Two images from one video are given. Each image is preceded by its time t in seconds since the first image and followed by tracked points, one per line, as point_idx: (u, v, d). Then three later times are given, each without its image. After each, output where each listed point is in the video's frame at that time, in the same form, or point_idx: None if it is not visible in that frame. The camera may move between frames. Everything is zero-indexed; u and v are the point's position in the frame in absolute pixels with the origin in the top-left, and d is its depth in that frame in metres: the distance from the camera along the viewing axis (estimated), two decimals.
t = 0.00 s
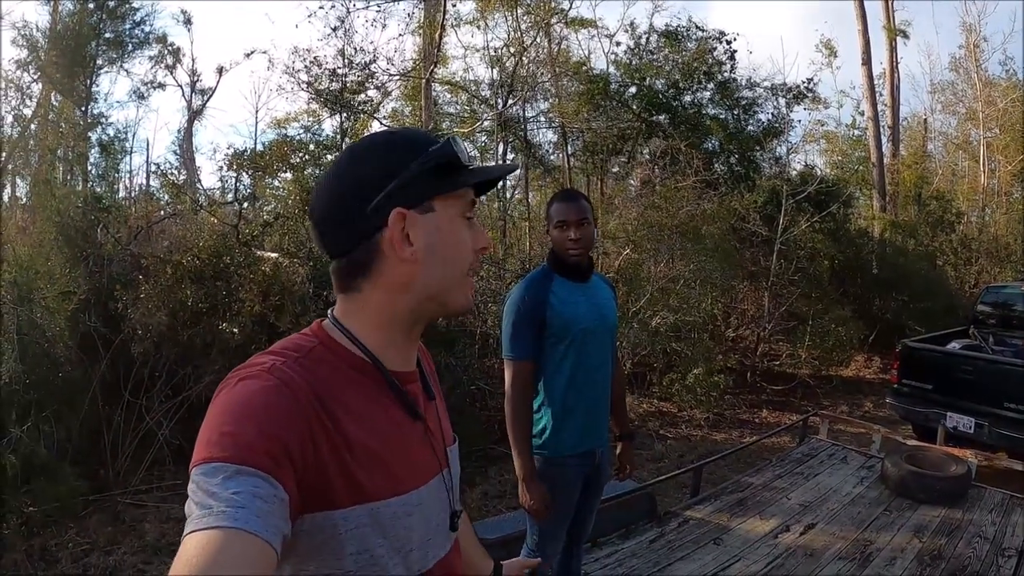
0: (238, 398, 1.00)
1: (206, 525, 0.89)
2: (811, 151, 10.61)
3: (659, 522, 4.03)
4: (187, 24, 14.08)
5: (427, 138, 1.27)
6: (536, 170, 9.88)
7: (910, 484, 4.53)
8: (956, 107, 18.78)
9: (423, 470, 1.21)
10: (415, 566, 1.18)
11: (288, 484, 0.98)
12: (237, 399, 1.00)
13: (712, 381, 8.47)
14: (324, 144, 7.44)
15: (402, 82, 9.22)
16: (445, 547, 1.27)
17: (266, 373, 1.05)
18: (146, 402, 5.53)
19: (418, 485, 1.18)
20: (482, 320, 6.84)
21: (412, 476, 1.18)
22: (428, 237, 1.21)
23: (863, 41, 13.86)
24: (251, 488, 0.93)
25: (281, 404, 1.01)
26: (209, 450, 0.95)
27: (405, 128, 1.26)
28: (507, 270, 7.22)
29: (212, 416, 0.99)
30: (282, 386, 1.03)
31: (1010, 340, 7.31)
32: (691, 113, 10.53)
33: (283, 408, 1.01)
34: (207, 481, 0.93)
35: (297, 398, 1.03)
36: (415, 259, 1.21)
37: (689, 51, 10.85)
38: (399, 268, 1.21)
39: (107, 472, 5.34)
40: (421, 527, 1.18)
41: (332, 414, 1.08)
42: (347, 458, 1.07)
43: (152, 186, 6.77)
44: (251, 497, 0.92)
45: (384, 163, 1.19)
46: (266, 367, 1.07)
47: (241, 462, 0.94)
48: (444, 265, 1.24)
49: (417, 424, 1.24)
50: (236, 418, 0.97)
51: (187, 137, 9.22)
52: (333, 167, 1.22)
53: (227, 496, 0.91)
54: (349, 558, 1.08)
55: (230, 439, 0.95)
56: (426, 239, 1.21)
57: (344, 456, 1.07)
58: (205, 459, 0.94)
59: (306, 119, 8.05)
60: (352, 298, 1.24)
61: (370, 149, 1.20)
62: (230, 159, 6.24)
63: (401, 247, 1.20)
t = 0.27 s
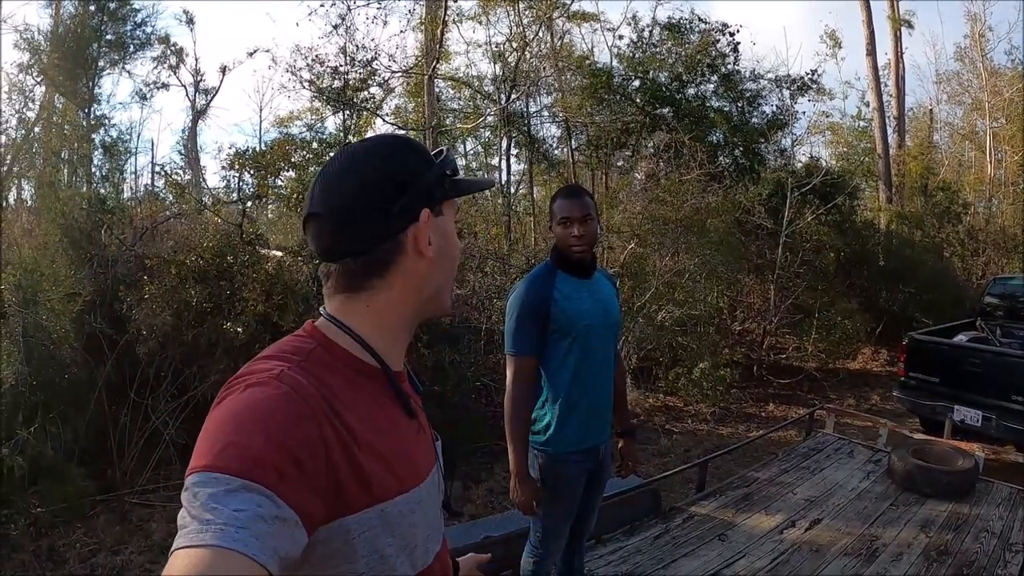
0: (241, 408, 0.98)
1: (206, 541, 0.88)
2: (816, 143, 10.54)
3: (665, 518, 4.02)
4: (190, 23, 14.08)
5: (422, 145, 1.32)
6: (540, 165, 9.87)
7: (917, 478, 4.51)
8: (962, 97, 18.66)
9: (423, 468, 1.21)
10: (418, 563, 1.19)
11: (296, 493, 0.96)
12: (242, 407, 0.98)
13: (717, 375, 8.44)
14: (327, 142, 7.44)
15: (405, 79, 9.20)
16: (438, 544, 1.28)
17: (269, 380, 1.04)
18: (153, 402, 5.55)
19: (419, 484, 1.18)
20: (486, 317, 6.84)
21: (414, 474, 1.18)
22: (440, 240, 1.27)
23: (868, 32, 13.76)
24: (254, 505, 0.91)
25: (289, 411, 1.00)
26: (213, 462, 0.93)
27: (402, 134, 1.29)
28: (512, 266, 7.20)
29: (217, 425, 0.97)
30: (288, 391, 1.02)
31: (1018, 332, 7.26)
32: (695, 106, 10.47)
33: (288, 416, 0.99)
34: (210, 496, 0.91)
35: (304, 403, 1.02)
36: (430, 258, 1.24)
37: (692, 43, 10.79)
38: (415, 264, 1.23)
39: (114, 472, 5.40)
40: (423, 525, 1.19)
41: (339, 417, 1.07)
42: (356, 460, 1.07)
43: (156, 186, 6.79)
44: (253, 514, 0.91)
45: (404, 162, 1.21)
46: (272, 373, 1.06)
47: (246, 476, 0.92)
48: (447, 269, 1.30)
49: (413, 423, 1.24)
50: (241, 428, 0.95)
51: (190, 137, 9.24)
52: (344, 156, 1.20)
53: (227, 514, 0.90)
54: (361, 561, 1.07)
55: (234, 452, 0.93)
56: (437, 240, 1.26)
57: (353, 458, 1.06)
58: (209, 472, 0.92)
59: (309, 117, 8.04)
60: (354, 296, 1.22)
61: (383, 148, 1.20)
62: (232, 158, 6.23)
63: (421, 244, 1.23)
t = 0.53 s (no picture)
0: (251, 414, 0.98)
1: (225, 546, 0.88)
2: (820, 136, 10.49)
3: (667, 514, 4.03)
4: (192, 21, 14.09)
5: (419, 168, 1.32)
6: (543, 160, 9.60)
7: (921, 474, 4.51)
8: (968, 88, 18.54)
9: (414, 469, 1.23)
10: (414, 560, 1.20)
11: (309, 496, 0.97)
12: (250, 412, 0.98)
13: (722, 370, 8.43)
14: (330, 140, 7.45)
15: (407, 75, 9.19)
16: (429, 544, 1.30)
17: (274, 386, 1.04)
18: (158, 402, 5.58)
19: (412, 484, 1.20)
20: (489, 313, 6.84)
21: (407, 475, 1.19)
22: (423, 255, 1.25)
23: (872, 23, 13.68)
24: (270, 509, 0.92)
25: (297, 414, 1.01)
26: (226, 469, 0.93)
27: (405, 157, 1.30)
28: (515, 262, 7.20)
29: (226, 432, 0.97)
30: (294, 396, 1.03)
31: None
32: (698, 99, 10.42)
33: (298, 420, 1.00)
34: (226, 502, 0.91)
35: (309, 407, 1.03)
36: (412, 274, 1.24)
37: (695, 36, 10.75)
38: (392, 281, 1.22)
39: (121, 472, 5.44)
40: (416, 524, 1.21)
41: (341, 422, 1.08)
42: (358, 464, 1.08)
43: (161, 186, 6.81)
44: (269, 518, 0.92)
45: (401, 182, 1.21)
46: (277, 379, 1.06)
47: (261, 481, 0.93)
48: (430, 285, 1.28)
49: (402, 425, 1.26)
50: (252, 434, 0.96)
51: (194, 136, 9.25)
52: (347, 167, 1.20)
53: (245, 519, 0.90)
54: (368, 562, 1.08)
55: (247, 458, 0.94)
56: (422, 259, 1.26)
57: (358, 460, 1.07)
58: (224, 479, 0.93)
59: (312, 115, 8.05)
60: (339, 302, 1.22)
61: (385, 162, 1.21)
62: (234, 158, 6.24)
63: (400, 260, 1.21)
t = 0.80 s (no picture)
0: (219, 416, 0.97)
1: (200, 546, 0.87)
2: (824, 129, 10.44)
3: (669, 510, 4.02)
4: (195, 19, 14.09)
5: (384, 157, 1.22)
6: (547, 155, 9.81)
7: (924, 469, 4.49)
8: (973, 80, 18.43)
9: (389, 470, 1.21)
10: (393, 561, 1.18)
11: (279, 496, 0.96)
12: (217, 414, 0.97)
13: (726, 364, 8.40)
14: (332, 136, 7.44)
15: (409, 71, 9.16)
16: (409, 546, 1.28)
17: (241, 388, 1.03)
18: (162, 400, 5.60)
19: (388, 485, 1.18)
20: (492, 309, 6.84)
21: (382, 475, 1.18)
22: (357, 257, 1.15)
23: (877, 15, 13.60)
24: (243, 509, 0.91)
25: (263, 415, 0.99)
26: (196, 472, 0.92)
27: (368, 148, 1.22)
28: (518, 258, 7.18)
29: (194, 435, 0.96)
30: (261, 398, 1.01)
31: None
32: (702, 93, 10.36)
33: (265, 421, 0.98)
34: (198, 503, 0.90)
35: (274, 408, 1.01)
36: (343, 276, 1.16)
37: (697, 29, 10.69)
38: (320, 284, 1.17)
39: (125, 469, 5.46)
40: (393, 526, 1.19)
41: (309, 424, 1.07)
42: (327, 465, 1.06)
43: (163, 185, 6.82)
44: (243, 517, 0.90)
45: (326, 183, 1.17)
46: (242, 381, 1.04)
47: (232, 481, 0.92)
48: (373, 290, 1.17)
49: (376, 426, 1.24)
50: (220, 435, 0.94)
51: (197, 134, 9.26)
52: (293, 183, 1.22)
53: (218, 518, 0.89)
54: (343, 563, 1.06)
55: (217, 459, 0.92)
56: (355, 257, 1.16)
57: (326, 461, 1.06)
58: (193, 481, 0.91)
59: (315, 111, 8.04)
60: (299, 309, 1.20)
61: (315, 167, 1.18)
62: (235, 155, 6.23)
63: (323, 261, 1.15)
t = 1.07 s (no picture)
0: (213, 404, 0.97)
1: (184, 536, 0.88)
2: (828, 121, 10.39)
3: (673, 504, 4.02)
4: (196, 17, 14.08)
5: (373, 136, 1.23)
6: (550, 149, 9.64)
7: (929, 462, 4.48)
8: (977, 72, 18.36)
9: (392, 462, 1.21)
10: (392, 555, 1.18)
11: (268, 487, 0.96)
12: (212, 403, 0.97)
13: (731, 357, 8.38)
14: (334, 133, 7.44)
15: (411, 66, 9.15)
16: (412, 540, 1.27)
17: (238, 376, 1.03)
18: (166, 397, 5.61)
19: (389, 478, 1.18)
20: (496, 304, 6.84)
21: (382, 468, 1.17)
22: (395, 238, 1.20)
23: (880, 7, 13.54)
24: (230, 500, 0.91)
25: (259, 405, 0.99)
26: (185, 461, 0.92)
27: (349, 127, 1.20)
28: (522, 252, 7.18)
29: (188, 424, 0.96)
30: (257, 387, 1.01)
31: None
32: (705, 86, 10.32)
33: (259, 411, 0.98)
34: (186, 493, 0.90)
35: (271, 398, 1.01)
36: (381, 259, 1.18)
37: (700, 22, 10.64)
38: (364, 268, 1.17)
39: (130, 466, 5.50)
40: (394, 518, 1.18)
41: (306, 413, 1.06)
42: (324, 457, 1.06)
43: (167, 183, 6.83)
44: (229, 508, 0.90)
45: (348, 169, 1.14)
46: (238, 370, 1.04)
47: (221, 471, 0.92)
48: (406, 267, 1.23)
49: (381, 418, 1.23)
50: (212, 425, 0.95)
51: (201, 132, 9.28)
52: (284, 173, 1.14)
53: (204, 508, 0.89)
54: (334, 556, 1.06)
55: (208, 449, 0.92)
56: (392, 240, 1.19)
57: (321, 452, 1.06)
58: (184, 469, 0.92)
59: (317, 108, 8.04)
60: (312, 298, 1.19)
61: (322, 153, 1.14)
62: (238, 152, 6.23)
63: (366, 246, 1.16)
